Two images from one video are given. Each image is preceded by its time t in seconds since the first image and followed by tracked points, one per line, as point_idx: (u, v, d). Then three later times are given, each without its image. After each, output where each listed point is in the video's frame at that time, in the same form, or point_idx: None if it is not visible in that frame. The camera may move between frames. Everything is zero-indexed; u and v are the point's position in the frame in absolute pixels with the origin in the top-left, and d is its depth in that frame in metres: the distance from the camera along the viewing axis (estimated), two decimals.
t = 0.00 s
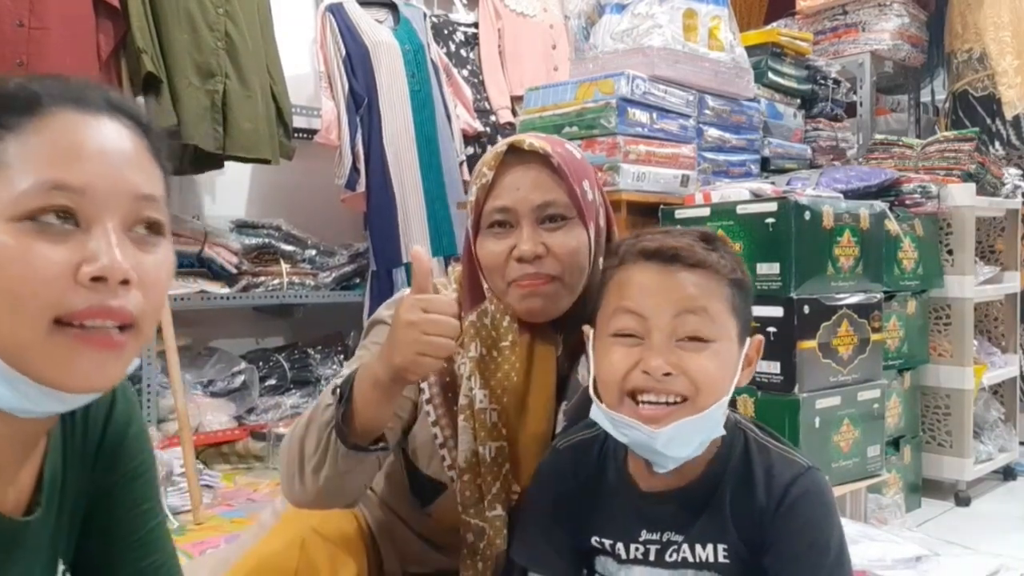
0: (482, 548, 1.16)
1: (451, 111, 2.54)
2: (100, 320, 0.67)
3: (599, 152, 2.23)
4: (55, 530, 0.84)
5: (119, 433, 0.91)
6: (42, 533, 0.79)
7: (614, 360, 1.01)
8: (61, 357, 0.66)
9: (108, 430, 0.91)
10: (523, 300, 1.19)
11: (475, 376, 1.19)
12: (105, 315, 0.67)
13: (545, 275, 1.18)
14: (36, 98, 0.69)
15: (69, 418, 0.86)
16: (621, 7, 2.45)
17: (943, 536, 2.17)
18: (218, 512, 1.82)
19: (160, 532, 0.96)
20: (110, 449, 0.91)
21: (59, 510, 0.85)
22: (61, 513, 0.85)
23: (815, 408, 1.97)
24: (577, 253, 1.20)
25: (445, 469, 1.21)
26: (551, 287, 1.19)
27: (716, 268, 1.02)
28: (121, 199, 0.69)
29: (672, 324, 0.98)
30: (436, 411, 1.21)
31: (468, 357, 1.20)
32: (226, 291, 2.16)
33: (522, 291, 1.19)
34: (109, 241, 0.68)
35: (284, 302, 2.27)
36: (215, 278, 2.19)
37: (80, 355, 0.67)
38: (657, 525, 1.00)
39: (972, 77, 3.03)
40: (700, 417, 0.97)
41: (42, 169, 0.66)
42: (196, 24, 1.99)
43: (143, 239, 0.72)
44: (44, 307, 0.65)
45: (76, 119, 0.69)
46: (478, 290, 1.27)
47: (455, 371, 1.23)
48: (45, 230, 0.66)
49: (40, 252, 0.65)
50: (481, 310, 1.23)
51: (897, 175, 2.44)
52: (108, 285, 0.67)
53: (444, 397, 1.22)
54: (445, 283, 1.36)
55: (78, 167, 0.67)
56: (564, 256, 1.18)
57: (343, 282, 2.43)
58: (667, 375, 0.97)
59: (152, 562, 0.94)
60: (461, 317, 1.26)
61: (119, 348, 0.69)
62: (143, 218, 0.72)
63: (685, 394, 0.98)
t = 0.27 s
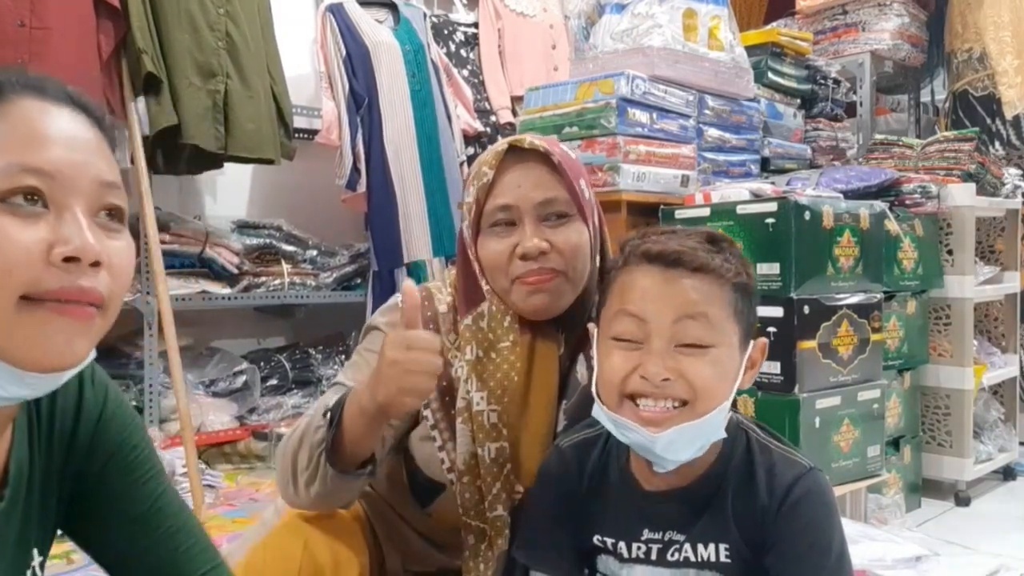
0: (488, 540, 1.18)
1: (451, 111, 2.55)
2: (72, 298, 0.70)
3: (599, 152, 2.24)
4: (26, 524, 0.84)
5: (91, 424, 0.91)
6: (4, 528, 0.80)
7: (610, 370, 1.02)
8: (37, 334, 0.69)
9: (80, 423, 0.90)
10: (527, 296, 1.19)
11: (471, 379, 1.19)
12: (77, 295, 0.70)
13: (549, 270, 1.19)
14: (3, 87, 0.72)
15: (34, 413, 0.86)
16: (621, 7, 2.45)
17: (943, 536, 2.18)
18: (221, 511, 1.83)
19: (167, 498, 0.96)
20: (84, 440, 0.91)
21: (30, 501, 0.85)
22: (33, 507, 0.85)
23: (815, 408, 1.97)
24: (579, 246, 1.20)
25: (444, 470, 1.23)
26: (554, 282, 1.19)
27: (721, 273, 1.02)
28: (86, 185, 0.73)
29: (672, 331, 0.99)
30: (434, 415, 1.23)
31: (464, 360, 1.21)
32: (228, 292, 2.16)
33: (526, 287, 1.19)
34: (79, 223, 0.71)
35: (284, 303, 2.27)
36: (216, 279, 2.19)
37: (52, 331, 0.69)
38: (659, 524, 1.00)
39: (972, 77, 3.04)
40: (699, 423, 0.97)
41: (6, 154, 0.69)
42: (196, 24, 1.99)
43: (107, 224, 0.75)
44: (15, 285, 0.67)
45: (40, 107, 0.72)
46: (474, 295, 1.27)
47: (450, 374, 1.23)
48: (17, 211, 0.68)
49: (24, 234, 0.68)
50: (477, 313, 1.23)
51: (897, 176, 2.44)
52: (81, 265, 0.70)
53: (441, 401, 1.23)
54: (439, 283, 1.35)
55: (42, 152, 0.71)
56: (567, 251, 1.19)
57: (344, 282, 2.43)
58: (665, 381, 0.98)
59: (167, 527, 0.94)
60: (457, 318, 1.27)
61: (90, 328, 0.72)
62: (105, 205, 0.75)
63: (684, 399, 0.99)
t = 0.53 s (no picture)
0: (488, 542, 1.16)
1: (451, 111, 2.55)
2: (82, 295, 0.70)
3: (599, 152, 2.24)
4: (36, 529, 0.84)
5: (103, 429, 0.92)
6: (15, 535, 0.79)
7: (608, 371, 1.02)
8: (46, 331, 0.68)
9: (92, 428, 0.91)
10: (530, 295, 1.18)
11: (467, 381, 1.20)
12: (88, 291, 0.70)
13: (553, 270, 1.18)
14: None
15: (45, 418, 0.86)
16: (621, 7, 2.45)
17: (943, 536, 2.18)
18: (223, 512, 1.83)
19: (176, 512, 0.96)
20: (95, 444, 0.91)
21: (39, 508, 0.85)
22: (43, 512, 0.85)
23: (815, 408, 1.97)
24: (580, 247, 1.20)
25: (439, 472, 1.25)
26: (558, 283, 1.19)
27: (715, 269, 1.03)
28: (88, 182, 0.73)
29: (669, 330, 0.99)
30: (428, 421, 1.25)
31: (459, 363, 1.21)
32: (229, 292, 2.17)
33: (529, 286, 1.18)
34: (87, 220, 0.71)
35: (286, 303, 2.27)
36: (217, 279, 2.19)
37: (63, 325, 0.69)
38: (657, 522, 1.01)
39: (972, 77, 3.04)
40: (698, 425, 0.97)
41: (7, 152, 0.69)
42: (197, 23, 1.99)
43: (112, 221, 0.76)
44: (27, 285, 0.67)
45: (37, 104, 0.73)
46: (469, 295, 1.26)
47: (442, 379, 1.24)
48: (23, 208, 0.68)
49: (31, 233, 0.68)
50: (473, 314, 1.23)
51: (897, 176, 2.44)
52: (93, 262, 0.70)
53: (435, 407, 1.25)
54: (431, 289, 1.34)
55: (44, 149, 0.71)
56: (570, 251, 1.19)
57: (345, 282, 2.43)
58: (661, 378, 0.98)
59: (174, 542, 0.95)
60: (450, 322, 1.27)
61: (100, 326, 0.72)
62: (108, 201, 0.75)
63: (682, 397, 0.99)
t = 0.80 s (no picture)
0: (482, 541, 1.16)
1: (451, 111, 2.55)
2: (86, 300, 0.69)
3: (599, 152, 2.24)
4: (49, 534, 0.84)
5: (114, 432, 0.91)
6: (31, 541, 0.79)
7: (603, 364, 1.02)
8: (54, 338, 0.68)
9: (104, 430, 0.91)
10: (522, 304, 1.18)
11: (462, 381, 1.20)
12: (91, 294, 0.69)
13: (545, 279, 1.18)
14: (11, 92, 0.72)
15: (56, 420, 0.86)
16: (621, 7, 2.45)
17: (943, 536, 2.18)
18: (223, 512, 1.83)
19: (182, 517, 0.96)
20: (106, 450, 0.91)
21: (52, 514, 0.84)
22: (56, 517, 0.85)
23: (815, 408, 1.97)
24: (571, 256, 1.20)
25: (435, 472, 1.24)
26: (552, 293, 1.19)
27: (710, 268, 1.02)
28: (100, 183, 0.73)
29: (660, 323, 0.99)
30: (425, 420, 1.23)
31: (455, 363, 1.21)
32: (229, 292, 2.17)
33: (522, 295, 1.18)
34: (95, 221, 0.70)
35: (286, 303, 2.27)
36: (217, 279, 2.20)
37: (71, 334, 0.68)
38: (656, 523, 1.01)
39: (972, 77, 3.04)
40: (687, 416, 0.97)
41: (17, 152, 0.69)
42: (197, 23, 1.99)
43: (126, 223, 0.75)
44: (33, 289, 0.66)
45: (51, 105, 0.73)
46: (465, 295, 1.25)
47: (440, 379, 1.23)
48: (32, 212, 0.68)
49: (38, 234, 0.67)
50: (467, 314, 1.23)
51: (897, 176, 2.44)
52: (100, 265, 0.69)
53: (433, 407, 1.23)
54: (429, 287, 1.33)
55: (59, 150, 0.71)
56: (561, 261, 1.18)
57: (346, 282, 2.43)
58: (653, 374, 0.98)
59: (179, 548, 0.95)
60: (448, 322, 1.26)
61: (110, 333, 0.71)
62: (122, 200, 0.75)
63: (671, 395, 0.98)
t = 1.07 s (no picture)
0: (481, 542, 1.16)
1: (451, 111, 2.55)
2: (46, 319, 0.65)
3: (599, 152, 2.24)
4: (54, 537, 0.84)
5: (118, 434, 0.91)
6: (33, 547, 0.78)
7: (599, 352, 1.02)
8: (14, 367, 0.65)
9: (109, 433, 0.91)
10: (518, 313, 1.18)
11: (462, 381, 1.20)
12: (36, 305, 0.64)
13: (540, 288, 1.18)
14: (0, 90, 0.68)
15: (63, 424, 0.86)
16: (622, 7, 2.45)
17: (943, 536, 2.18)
18: (224, 513, 1.83)
19: (184, 521, 0.95)
20: (110, 451, 0.91)
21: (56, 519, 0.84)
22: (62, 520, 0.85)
23: (815, 409, 1.97)
24: (566, 265, 1.19)
25: (435, 472, 1.24)
26: (546, 302, 1.19)
27: (705, 262, 1.03)
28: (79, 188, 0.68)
29: (657, 308, 0.99)
30: (425, 420, 1.24)
31: (455, 363, 1.21)
32: (230, 293, 2.17)
33: (518, 305, 1.18)
34: (51, 227, 0.66)
35: (287, 303, 2.27)
36: (217, 279, 2.20)
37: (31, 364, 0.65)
38: (654, 521, 1.01)
39: (971, 77, 3.04)
40: (683, 407, 0.97)
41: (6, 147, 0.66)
42: (197, 23, 1.99)
43: (103, 230, 0.70)
44: None
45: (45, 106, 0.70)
46: (464, 295, 1.26)
47: (440, 379, 1.23)
48: None
49: None
50: (466, 315, 1.24)
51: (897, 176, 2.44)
52: (40, 272, 0.64)
53: (432, 406, 1.23)
54: (428, 287, 1.34)
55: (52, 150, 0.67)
56: (555, 270, 1.18)
57: (346, 282, 2.43)
58: (648, 361, 0.98)
59: (180, 552, 0.94)
60: (446, 321, 1.27)
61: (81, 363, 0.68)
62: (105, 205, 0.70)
63: (666, 382, 0.99)
